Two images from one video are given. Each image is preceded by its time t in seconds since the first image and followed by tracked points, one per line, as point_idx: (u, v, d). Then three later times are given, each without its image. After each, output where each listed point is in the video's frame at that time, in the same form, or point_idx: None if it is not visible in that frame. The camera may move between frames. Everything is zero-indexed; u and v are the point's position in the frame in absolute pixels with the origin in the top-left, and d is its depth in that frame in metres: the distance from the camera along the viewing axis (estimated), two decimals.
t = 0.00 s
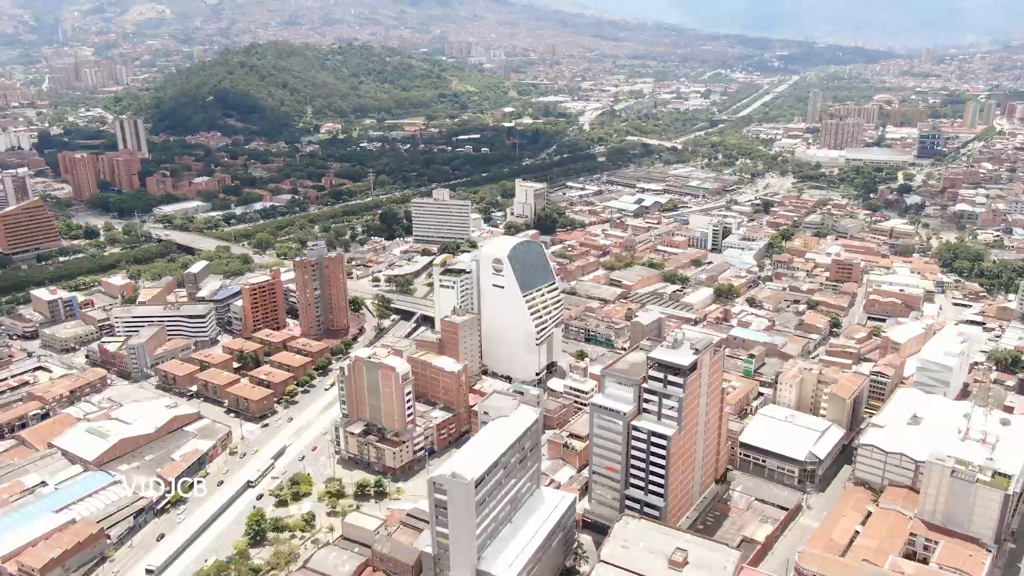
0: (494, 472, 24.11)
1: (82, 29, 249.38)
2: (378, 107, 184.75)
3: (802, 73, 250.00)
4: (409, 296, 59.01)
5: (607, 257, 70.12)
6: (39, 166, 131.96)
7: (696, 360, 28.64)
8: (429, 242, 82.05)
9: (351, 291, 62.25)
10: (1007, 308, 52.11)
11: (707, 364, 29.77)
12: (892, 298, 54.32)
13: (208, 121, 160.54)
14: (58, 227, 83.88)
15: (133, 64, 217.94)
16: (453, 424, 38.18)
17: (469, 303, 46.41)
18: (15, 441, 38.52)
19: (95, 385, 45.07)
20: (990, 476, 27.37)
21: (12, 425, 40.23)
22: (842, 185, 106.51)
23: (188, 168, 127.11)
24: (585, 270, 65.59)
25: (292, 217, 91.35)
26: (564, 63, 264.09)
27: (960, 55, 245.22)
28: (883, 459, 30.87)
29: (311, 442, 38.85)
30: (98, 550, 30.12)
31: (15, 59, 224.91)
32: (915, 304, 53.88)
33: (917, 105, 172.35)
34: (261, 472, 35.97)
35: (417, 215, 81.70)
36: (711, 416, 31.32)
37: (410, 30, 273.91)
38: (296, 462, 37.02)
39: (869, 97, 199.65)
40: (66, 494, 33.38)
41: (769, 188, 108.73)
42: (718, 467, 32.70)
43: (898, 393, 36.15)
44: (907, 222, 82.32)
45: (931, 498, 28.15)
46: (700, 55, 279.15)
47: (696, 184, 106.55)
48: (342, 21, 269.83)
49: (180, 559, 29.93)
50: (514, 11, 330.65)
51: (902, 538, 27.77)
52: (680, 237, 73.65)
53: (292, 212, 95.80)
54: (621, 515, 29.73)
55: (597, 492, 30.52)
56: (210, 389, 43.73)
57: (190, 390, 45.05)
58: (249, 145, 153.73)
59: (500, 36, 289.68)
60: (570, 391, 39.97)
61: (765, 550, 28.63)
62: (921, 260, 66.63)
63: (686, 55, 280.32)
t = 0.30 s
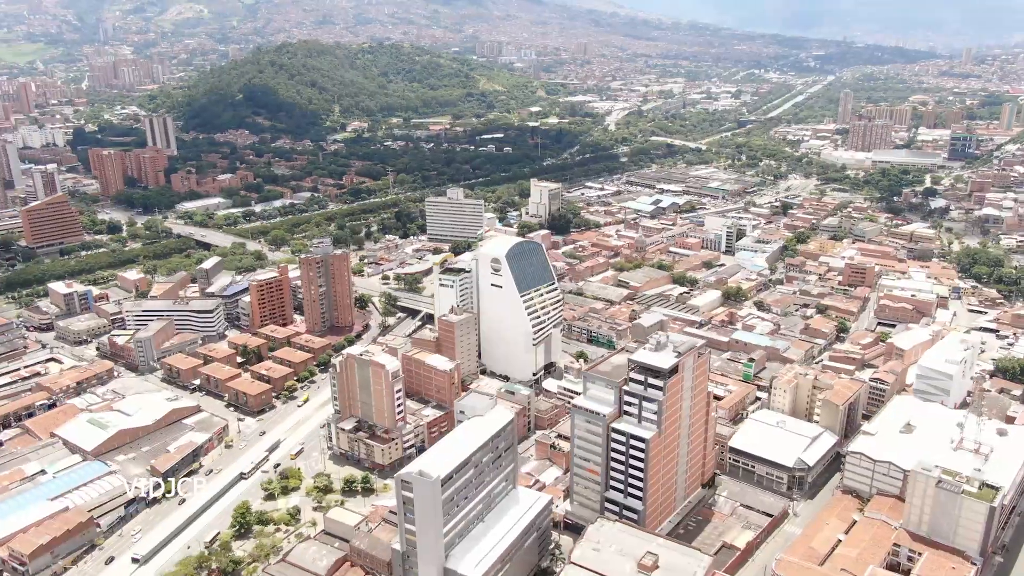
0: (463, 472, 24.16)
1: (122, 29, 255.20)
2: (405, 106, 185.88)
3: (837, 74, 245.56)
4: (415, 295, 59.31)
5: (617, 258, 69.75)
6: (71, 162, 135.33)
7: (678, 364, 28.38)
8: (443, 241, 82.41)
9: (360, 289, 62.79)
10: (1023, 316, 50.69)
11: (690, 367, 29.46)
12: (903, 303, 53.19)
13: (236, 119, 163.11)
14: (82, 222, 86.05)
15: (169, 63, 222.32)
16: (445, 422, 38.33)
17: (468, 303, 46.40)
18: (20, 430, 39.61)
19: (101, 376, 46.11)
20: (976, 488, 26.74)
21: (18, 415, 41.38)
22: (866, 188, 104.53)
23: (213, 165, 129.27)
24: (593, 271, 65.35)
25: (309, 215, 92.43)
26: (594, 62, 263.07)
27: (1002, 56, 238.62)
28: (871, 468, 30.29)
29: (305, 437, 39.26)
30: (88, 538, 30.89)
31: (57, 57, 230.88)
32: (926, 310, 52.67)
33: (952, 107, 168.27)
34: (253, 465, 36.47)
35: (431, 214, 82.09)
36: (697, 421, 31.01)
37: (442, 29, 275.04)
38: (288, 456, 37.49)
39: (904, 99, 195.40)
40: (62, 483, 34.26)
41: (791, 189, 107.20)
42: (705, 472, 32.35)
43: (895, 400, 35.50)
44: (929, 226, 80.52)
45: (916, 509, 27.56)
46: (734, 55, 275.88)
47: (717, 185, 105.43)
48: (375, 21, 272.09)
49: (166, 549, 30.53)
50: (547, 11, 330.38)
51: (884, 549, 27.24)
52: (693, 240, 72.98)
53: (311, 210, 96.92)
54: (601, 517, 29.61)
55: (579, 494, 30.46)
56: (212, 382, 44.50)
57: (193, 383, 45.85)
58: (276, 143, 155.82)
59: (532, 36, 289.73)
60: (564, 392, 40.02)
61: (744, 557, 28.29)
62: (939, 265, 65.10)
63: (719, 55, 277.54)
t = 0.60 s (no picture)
0: (434, 469, 24.30)
1: (161, 27, 260.53)
2: (432, 104, 186.58)
3: (875, 73, 240.33)
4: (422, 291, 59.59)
5: (628, 258, 69.33)
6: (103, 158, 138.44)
7: (659, 365, 28.18)
8: (456, 239, 82.61)
9: (369, 285, 63.30)
10: None
11: (673, 369, 29.22)
12: (914, 308, 52.00)
13: (265, 117, 165.46)
14: (107, 217, 88.10)
15: (205, 61, 226.07)
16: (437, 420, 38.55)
17: (467, 300, 46.60)
18: (26, 418, 40.70)
19: (109, 367, 47.16)
20: (961, 498, 26.13)
21: (26, 403, 42.52)
22: (891, 190, 102.36)
23: (239, 162, 131.29)
24: (602, 271, 65.03)
25: (328, 211, 93.36)
26: (626, 61, 261.32)
27: None
28: (858, 475, 29.75)
29: (300, 431, 39.76)
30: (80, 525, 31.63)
31: (97, 55, 236.47)
32: (938, 315, 51.48)
33: (991, 107, 163.78)
34: (248, 457, 37.07)
35: (446, 213, 82.39)
36: (681, 423, 30.74)
37: (475, 27, 275.30)
38: (282, 449, 38.01)
39: (941, 99, 190.62)
40: (61, 471, 35.15)
41: (814, 191, 105.41)
42: (691, 475, 32.08)
43: (891, 407, 34.85)
44: (953, 230, 78.58)
45: (900, 518, 27.03)
46: (769, 54, 271.78)
47: (738, 186, 104.14)
48: (408, 20, 273.78)
49: (155, 538, 31.15)
50: (581, 9, 329.28)
51: (866, 557, 26.75)
52: (706, 240, 72.18)
53: (330, 206, 97.94)
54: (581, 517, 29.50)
55: (560, 494, 30.40)
56: (215, 376, 45.27)
57: (197, 376, 46.69)
58: (303, 140, 157.62)
59: (564, 34, 289.08)
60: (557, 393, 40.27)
61: (723, 562, 28.01)
62: (957, 269, 63.52)
63: (753, 54, 274.04)
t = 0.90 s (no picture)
0: (404, 460, 24.31)
1: (201, 30, 265.66)
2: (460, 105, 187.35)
3: (913, 76, 235.32)
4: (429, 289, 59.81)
5: (639, 258, 68.73)
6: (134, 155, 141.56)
7: (639, 363, 27.89)
8: (471, 238, 82.71)
9: (378, 283, 63.71)
10: None
11: (656, 368, 28.85)
12: (927, 312, 50.76)
13: (295, 116, 167.72)
14: (130, 212, 90.05)
15: (242, 62, 229.92)
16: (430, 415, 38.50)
17: (466, 298, 46.69)
18: (32, 406, 41.72)
19: (117, 358, 48.10)
20: (946, 505, 25.43)
21: (34, 391, 43.59)
22: (918, 193, 100.10)
23: (265, 160, 133.20)
24: (612, 272, 64.64)
25: (346, 210, 94.18)
26: (659, 63, 259.55)
27: None
28: (845, 479, 29.09)
29: (295, 424, 40.13)
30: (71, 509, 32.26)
31: (137, 56, 242.04)
32: (951, 320, 50.14)
33: None
34: (240, 448, 37.48)
35: (461, 211, 82.56)
36: (665, 423, 30.38)
37: (509, 29, 275.77)
38: (276, 442, 38.38)
39: (980, 102, 185.89)
40: (59, 457, 35.97)
41: (838, 193, 103.48)
42: (676, 476, 31.75)
43: (888, 411, 34.02)
44: (978, 234, 76.56)
45: (884, 523, 26.34)
46: (805, 56, 267.66)
47: (760, 188, 102.72)
48: (442, 21, 275.51)
49: (143, 524, 31.64)
50: (615, 10, 328.01)
51: (846, 563, 26.15)
52: (720, 242, 71.30)
53: (349, 204, 98.82)
54: (560, 515, 29.29)
55: (541, 491, 30.27)
56: (218, 367, 45.95)
57: (201, 368, 47.39)
58: (331, 140, 159.32)
59: (598, 36, 288.17)
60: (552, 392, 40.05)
61: (701, 564, 27.63)
62: (977, 274, 61.79)
63: (790, 56, 270.29)
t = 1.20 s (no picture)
0: (374, 453, 24.38)
1: (239, 33, 270.35)
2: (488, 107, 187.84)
3: (953, 80, 229.91)
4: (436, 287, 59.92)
5: (650, 260, 68.11)
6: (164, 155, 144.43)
7: (619, 362, 27.64)
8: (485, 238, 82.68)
9: (387, 280, 64.06)
10: None
11: (638, 367, 28.56)
12: (939, 318, 49.50)
13: (323, 117, 169.76)
14: (154, 209, 91.94)
15: (277, 64, 233.37)
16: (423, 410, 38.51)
17: (467, 296, 46.69)
18: (39, 394, 42.72)
19: (125, 349, 49.07)
20: (929, 512, 24.72)
21: (42, 380, 44.64)
22: (946, 199, 97.77)
23: (290, 160, 135.10)
24: (621, 273, 64.18)
25: (364, 209, 94.92)
26: (692, 66, 257.52)
27: None
28: (831, 483, 28.41)
29: (291, 417, 40.52)
30: (63, 495, 32.92)
31: (176, 58, 247.26)
32: (964, 326, 48.91)
33: None
34: (236, 439, 37.97)
35: (475, 211, 82.62)
36: (649, 423, 30.04)
37: (542, 33, 275.86)
38: (271, 435, 38.77)
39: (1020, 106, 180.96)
40: (57, 445, 36.76)
41: (863, 198, 101.40)
42: (661, 477, 31.36)
43: (884, 416, 33.18)
44: (1004, 240, 74.45)
45: (866, 529, 25.66)
46: (842, 61, 263.32)
47: (782, 192, 101.26)
48: (475, 24, 276.69)
49: (132, 511, 32.18)
50: (649, 14, 326.25)
51: (825, 569, 25.56)
52: (734, 245, 70.40)
53: (368, 204, 99.62)
54: (539, 513, 29.13)
55: (522, 489, 30.12)
56: (221, 361, 46.60)
57: (205, 361, 48.10)
58: (357, 141, 160.85)
59: (631, 40, 286.83)
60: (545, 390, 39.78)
61: (679, 566, 27.25)
62: (998, 280, 60.09)
63: (826, 60, 266.00)
